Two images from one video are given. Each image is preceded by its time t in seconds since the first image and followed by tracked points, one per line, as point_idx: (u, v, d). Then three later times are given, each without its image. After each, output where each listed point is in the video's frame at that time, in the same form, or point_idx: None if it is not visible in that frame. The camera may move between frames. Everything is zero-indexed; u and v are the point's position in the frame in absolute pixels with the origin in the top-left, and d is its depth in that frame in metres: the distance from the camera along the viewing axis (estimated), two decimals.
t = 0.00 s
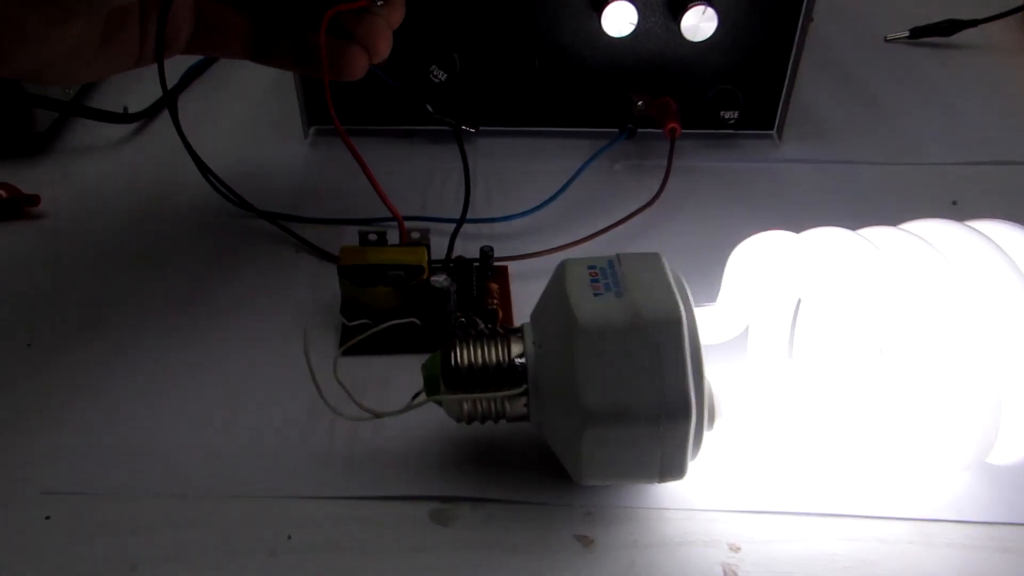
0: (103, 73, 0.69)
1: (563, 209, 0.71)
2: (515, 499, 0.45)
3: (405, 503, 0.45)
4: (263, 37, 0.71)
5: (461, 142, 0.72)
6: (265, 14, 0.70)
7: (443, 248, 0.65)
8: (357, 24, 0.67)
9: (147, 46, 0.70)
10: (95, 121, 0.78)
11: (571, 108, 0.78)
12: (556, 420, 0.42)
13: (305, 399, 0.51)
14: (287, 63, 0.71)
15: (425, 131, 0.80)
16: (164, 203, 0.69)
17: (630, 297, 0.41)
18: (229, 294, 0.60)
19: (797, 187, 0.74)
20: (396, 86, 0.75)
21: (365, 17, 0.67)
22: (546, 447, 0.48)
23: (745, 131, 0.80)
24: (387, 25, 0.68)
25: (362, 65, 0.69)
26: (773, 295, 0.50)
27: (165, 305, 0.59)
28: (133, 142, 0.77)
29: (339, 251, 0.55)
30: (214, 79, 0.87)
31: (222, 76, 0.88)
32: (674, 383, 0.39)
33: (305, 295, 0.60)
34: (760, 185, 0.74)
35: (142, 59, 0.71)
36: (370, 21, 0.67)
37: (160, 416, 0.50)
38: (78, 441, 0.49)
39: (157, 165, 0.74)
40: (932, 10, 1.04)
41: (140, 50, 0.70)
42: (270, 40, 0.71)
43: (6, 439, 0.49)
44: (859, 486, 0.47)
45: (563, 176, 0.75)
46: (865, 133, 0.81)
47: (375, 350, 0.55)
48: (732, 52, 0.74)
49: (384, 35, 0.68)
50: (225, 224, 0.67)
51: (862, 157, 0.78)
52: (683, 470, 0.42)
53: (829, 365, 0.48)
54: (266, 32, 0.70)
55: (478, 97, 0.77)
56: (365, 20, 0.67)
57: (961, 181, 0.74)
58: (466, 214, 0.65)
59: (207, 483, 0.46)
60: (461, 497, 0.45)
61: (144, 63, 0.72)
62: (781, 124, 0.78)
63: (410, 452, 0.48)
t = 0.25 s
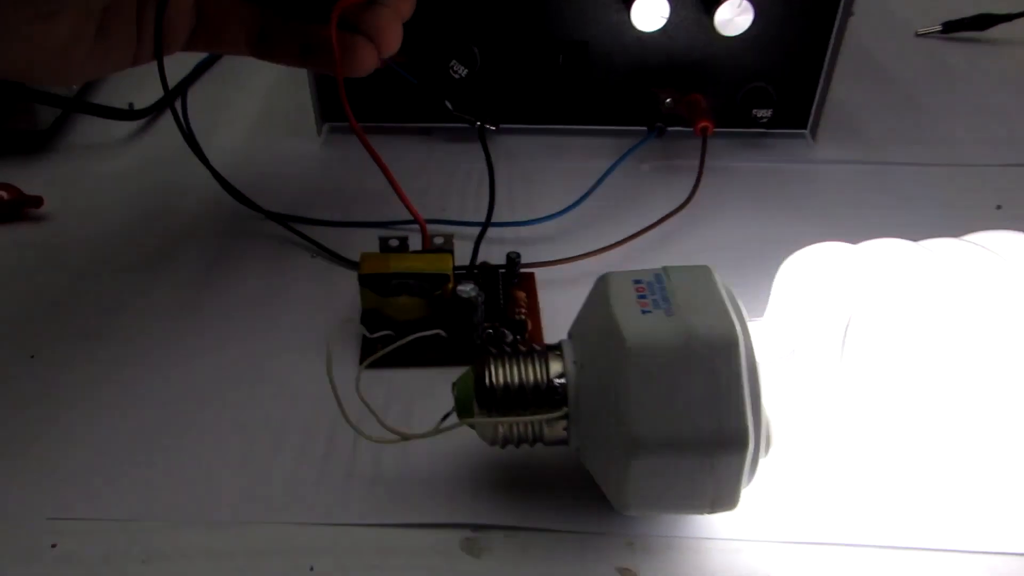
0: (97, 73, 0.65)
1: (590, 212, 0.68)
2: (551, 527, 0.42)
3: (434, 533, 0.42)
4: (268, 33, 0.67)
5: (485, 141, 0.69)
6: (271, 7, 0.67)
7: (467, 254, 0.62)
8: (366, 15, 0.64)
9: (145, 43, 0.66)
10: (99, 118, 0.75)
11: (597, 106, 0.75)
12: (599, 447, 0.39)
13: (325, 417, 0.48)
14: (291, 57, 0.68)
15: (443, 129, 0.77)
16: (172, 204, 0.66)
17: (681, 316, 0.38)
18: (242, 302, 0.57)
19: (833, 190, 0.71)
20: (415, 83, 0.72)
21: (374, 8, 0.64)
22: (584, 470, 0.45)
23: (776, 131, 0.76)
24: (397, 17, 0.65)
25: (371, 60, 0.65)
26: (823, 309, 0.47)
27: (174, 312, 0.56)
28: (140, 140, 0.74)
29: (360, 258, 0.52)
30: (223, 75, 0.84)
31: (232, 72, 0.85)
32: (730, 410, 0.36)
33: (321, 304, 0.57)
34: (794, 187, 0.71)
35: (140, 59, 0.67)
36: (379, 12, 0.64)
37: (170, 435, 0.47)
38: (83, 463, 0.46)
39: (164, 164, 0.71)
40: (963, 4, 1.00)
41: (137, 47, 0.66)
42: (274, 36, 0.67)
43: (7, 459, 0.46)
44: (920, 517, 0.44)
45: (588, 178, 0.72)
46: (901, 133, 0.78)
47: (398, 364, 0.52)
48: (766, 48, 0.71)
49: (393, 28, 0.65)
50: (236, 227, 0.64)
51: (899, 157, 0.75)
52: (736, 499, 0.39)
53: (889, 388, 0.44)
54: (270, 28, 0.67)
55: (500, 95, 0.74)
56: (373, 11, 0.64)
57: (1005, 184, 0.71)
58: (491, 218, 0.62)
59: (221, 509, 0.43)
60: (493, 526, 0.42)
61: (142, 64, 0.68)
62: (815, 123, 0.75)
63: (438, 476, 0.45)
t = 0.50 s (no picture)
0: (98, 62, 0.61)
1: (624, 209, 0.64)
2: (598, 549, 0.39)
3: (471, 553, 0.39)
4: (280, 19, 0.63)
5: (517, 135, 0.66)
6: None
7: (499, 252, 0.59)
8: None
9: (149, 31, 0.62)
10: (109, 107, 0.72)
11: (629, 98, 0.71)
12: (657, 468, 0.36)
13: (351, 426, 0.45)
14: (306, 47, 0.64)
15: (467, 120, 0.73)
16: (185, 197, 0.63)
17: (747, 327, 0.35)
18: (261, 300, 0.54)
19: (876, 186, 0.67)
20: (439, 72, 0.69)
21: None
22: (632, 487, 0.42)
23: (814, 124, 0.73)
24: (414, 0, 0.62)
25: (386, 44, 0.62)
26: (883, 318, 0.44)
27: (189, 311, 0.53)
28: (150, 130, 0.71)
29: (388, 257, 0.50)
30: (237, 64, 0.81)
31: (245, 62, 0.82)
32: (801, 431, 0.33)
33: (344, 303, 0.54)
34: (835, 183, 0.68)
35: (143, 48, 0.63)
36: None
37: (186, 444, 0.44)
38: (94, 473, 0.43)
39: (177, 155, 0.68)
40: None
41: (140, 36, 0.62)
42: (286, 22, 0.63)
43: (15, 469, 0.43)
44: (987, 546, 0.41)
45: (619, 173, 0.69)
46: (944, 126, 0.75)
47: (428, 370, 0.49)
48: (808, 37, 0.68)
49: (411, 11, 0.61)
50: (252, 222, 0.61)
51: (944, 152, 0.71)
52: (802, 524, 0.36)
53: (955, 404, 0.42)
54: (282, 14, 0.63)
55: (527, 85, 0.70)
56: None
57: None
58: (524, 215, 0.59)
59: (242, 525, 0.40)
60: (534, 546, 0.40)
61: (146, 52, 0.64)
62: (857, 116, 0.72)
63: (475, 491, 0.42)
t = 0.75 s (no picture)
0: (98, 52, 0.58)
1: (650, 198, 0.61)
2: (632, 563, 0.37)
3: (497, 567, 0.37)
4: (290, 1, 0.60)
5: (540, 120, 0.63)
6: None
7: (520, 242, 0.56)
8: None
9: (153, 21, 0.59)
10: (111, 87, 0.69)
11: (654, 81, 0.68)
12: (699, 479, 0.34)
13: (367, 427, 0.43)
14: (316, 28, 0.60)
15: (483, 103, 0.70)
16: (190, 182, 0.60)
17: (800, 330, 0.32)
18: (270, 292, 0.51)
19: (913, 174, 0.64)
20: (456, 53, 0.65)
21: None
22: (667, 496, 0.39)
23: (847, 109, 0.70)
24: None
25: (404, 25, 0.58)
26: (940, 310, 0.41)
27: (196, 302, 0.50)
28: (154, 111, 0.68)
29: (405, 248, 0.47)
30: (243, 43, 0.78)
31: (252, 39, 0.79)
32: (861, 443, 0.31)
33: (358, 296, 0.51)
34: (870, 172, 0.65)
35: (146, 37, 0.60)
36: None
37: (192, 446, 0.42)
38: (95, 477, 0.40)
39: (181, 138, 0.65)
40: None
41: (142, 25, 0.59)
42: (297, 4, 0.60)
43: (12, 472, 0.41)
44: None
45: (643, 159, 0.66)
46: (982, 111, 0.71)
47: (448, 368, 0.46)
48: (844, 18, 0.64)
49: None
50: (260, 209, 0.58)
51: (984, 139, 0.68)
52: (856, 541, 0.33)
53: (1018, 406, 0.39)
54: None
55: (547, 67, 0.67)
56: None
57: None
58: (547, 204, 0.56)
59: (253, 535, 0.38)
60: (564, 559, 0.37)
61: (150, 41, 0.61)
62: (893, 100, 0.68)
63: (499, 500, 0.39)
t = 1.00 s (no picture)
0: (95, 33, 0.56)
1: (665, 196, 0.60)
2: None
3: None
4: None
5: (553, 115, 0.61)
6: None
7: (532, 242, 0.55)
8: None
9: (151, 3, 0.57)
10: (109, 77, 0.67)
11: (668, 75, 0.66)
12: (727, 500, 0.32)
13: (374, 438, 0.41)
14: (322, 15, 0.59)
15: (492, 96, 0.68)
16: (189, 177, 0.59)
17: (836, 344, 0.30)
18: (273, 294, 0.49)
19: (934, 172, 0.62)
20: (465, 45, 0.63)
21: None
22: (688, 512, 0.38)
23: (865, 104, 0.68)
24: None
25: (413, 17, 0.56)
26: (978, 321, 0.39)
27: (196, 304, 0.49)
28: (152, 103, 0.66)
29: (414, 249, 0.45)
30: (244, 32, 0.76)
31: (254, 28, 0.77)
32: (901, 466, 0.29)
33: (364, 298, 0.49)
34: (890, 170, 0.63)
35: (144, 18, 0.58)
36: None
37: (192, 457, 0.40)
38: (91, 490, 0.39)
39: (181, 131, 0.63)
40: None
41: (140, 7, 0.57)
42: None
43: (4, 485, 0.39)
44: None
45: (656, 156, 0.64)
46: (1004, 106, 0.69)
47: (458, 375, 0.45)
48: (865, 11, 0.62)
49: None
50: (263, 206, 0.56)
51: (1006, 136, 0.66)
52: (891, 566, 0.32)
53: None
54: None
55: (558, 60, 0.65)
56: None
57: None
58: (560, 203, 0.54)
59: (256, 552, 0.36)
60: None
61: (148, 21, 0.59)
62: (913, 96, 0.66)
63: (513, 516, 0.38)
